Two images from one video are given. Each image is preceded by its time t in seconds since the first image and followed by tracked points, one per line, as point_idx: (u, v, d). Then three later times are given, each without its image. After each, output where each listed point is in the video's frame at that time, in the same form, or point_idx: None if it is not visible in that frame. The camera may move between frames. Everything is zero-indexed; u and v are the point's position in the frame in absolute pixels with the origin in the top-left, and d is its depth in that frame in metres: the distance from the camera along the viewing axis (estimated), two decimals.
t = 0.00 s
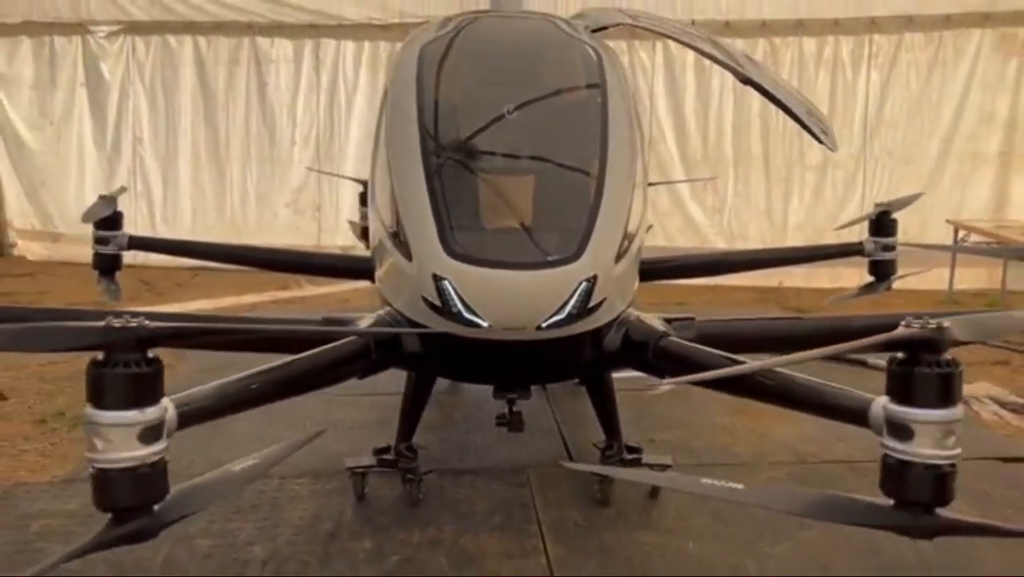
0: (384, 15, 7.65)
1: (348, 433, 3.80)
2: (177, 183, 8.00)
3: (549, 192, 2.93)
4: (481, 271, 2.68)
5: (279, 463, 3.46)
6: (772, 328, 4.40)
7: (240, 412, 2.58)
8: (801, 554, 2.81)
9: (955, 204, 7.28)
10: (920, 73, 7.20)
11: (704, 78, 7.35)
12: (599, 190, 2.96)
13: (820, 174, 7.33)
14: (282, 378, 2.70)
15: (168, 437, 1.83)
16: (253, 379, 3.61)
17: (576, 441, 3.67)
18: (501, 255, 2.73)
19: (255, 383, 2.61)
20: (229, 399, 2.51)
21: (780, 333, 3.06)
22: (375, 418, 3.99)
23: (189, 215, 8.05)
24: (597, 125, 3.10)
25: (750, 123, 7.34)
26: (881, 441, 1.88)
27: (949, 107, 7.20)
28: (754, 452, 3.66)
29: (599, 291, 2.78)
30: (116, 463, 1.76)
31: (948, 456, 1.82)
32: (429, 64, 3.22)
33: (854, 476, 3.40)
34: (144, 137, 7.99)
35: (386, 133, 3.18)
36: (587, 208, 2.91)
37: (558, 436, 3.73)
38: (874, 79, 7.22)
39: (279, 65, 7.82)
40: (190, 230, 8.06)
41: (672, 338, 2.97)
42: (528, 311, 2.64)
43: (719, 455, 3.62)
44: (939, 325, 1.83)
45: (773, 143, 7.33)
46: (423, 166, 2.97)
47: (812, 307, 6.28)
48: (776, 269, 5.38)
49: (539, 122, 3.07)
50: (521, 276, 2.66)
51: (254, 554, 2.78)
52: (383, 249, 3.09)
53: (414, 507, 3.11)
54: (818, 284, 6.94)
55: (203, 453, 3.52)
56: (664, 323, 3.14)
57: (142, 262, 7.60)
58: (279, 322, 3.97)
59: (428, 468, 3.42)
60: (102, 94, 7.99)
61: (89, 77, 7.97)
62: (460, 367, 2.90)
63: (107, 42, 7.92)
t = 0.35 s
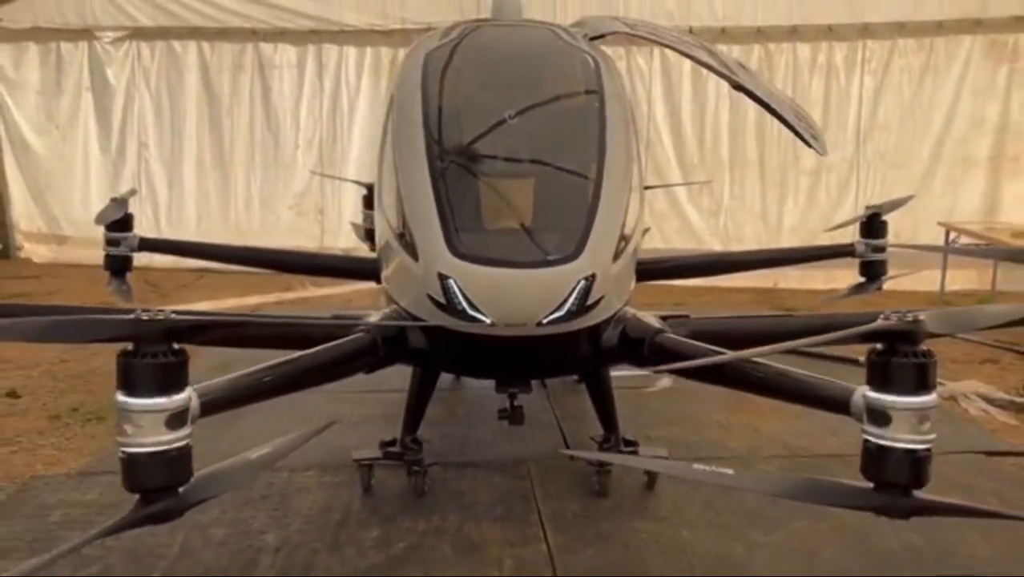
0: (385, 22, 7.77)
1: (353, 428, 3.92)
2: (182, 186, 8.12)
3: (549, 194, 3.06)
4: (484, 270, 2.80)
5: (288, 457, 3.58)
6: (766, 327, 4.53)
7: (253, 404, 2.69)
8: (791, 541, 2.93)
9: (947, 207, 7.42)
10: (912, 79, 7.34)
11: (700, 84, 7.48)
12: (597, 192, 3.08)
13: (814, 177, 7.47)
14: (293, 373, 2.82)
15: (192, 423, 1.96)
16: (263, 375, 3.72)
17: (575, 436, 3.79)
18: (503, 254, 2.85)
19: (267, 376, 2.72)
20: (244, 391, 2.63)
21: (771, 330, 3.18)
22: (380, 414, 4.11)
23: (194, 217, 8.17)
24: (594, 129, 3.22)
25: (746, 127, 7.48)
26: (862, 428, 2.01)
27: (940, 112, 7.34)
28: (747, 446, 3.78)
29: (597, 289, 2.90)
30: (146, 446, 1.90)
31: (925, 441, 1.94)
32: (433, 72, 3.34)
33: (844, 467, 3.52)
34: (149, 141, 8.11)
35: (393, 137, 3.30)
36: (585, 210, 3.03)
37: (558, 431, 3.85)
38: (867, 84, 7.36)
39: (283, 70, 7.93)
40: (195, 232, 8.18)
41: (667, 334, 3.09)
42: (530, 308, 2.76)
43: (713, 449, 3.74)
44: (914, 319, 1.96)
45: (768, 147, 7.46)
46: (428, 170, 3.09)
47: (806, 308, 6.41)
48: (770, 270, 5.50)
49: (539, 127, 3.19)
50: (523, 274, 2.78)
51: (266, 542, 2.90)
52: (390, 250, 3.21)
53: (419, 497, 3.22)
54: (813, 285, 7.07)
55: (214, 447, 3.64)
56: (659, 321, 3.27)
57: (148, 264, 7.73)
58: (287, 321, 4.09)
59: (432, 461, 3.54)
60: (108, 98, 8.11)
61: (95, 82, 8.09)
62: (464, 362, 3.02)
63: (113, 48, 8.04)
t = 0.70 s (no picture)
0: (385, 27, 7.86)
1: (355, 426, 4.01)
2: (185, 189, 8.22)
3: (546, 198, 3.14)
4: (483, 272, 2.89)
5: (291, 455, 3.67)
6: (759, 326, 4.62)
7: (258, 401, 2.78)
8: (780, 535, 3.02)
9: (940, 209, 7.53)
10: (906, 83, 7.44)
11: (696, 88, 7.58)
12: (593, 196, 3.17)
13: (809, 180, 7.57)
14: (296, 372, 2.90)
15: (204, 418, 2.07)
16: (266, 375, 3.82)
17: (571, 433, 3.89)
18: (501, 256, 2.95)
19: (272, 374, 2.81)
20: (249, 389, 2.72)
21: (762, 330, 3.28)
22: (381, 412, 4.21)
23: (196, 220, 8.27)
24: (590, 135, 3.32)
25: (742, 130, 7.58)
26: (843, 422, 2.10)
27: (934, 116, 7.45)
28: (739, 443, 3.87)
29: (592, 291, 2.99)
30: (160, 441, 2.00)
31: (903, 435, 2.03)
32: (433, 79, 3.44)
33: (833, 463, 3.62)
34: (152, 144, 8.21)
35: (394, 143, 3.40)
36: (581, 213, 3.13)
37: (555, 429, 3.94)
38: (861, 89, 7.46)
39: (284, 74, 8.02)
40: (198, 235, 8.28)
41: (660, 334, 3.18)
42: (527, 307, 2.86)
43: (707, 446, 3.83)
44: (894, 318, 2.05)
45: (764, 151, 7.58)
46: (429, 174, 3.18)
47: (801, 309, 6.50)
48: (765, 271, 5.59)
49: (536, 133, 3.28)
50: (520, 276, 2.88)
51: (271, 536, 2.98)
52: (391, 251, 3.31)
53: (420, 493, 3.31)
54: (808, 286, 7.16)
55: (219, 443, 3.73)
56: (653, 321, 3.37)
57: (153, 266, 7.83)
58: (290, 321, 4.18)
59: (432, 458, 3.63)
60: (111, 102, 8.20)
61: (99, 86, 8.18)
62: (464, 360, 3.12)
63: (116, 52, 8.13)
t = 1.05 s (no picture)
0: (386, 30, 7.94)
1: (356, 421, 4.11)
2: (188, 191, 8.32)
3: (542, 200, 3.24)
4: (481, 270, 2.99)
5: (294, 449, 3.77)
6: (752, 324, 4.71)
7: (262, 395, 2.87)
8: (770, 525, 3.12)
9: (933, 209, 7.64)
10: (899, 85, 7.55)
11: (693, 90, 7.67)
12: (588, 197, 3.27)
13: (804, 181, 7.68)
14: (299, 367, 2.99)
15: (213, 409, 2.17)
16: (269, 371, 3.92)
17: (568, 428, 3.99)
18: (498, 255, 3.04)
19: (275, 369, 2.90)
20: (254, 384, 2.81)
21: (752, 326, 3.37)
22: (381, 407, 4.30)
23: (199, 221, 8.37)
24: (585, 138, 3.41)
25: (739, 132, 7.68)
26: (824, 413, 2.19)
27: (927, 118, 7.56)
28: (732, 437, 3.97)
29: (586, 289, 3.09)
30: (173, 431, 2.11)
31: (880, 425, 2.13)
32: (433, 82, 3.53)
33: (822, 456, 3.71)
34: (155, 147, 8.31)
35: (394, 145, 3.49)
36: (575, 214, 3.22)
37: (551, 424, 4.04)
38: (855, 91, 7.57)
39: (286, 77, 8.12)
40: (201, 235, 8.38)
41: (653, 330, 3.27)
42: (523, 304, 2.95)
43: (700, 440, 3.93)
44: (872, 313, 2.13)
45: (759, 153, 7.69)
46: (428, 175, 3.28)
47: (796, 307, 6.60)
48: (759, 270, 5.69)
49: (532, 135, 3.38)
50: (516, 274, 2.97)
51: (276, 526, 3.08)
52: (391, 250, 3.40)
53: (420, 486, 3.41)
54: (803, 286, 7.26)
55: (223, 438, 3.82)
56: (646, 318, 3.47)
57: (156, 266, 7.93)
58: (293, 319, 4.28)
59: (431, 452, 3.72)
60: (115, 105, 8.30)
61: (102, 89, 8.27)
62: (462, 356, 3.21)
63: (120, 55, 8.22)
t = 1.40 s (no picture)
0: (387, 30, 8.00)
1: (357, 417, 4.16)
2: (190, 190, 8.38)
3: (541, 199, 3.30)
4: (480, 267, 3.04)
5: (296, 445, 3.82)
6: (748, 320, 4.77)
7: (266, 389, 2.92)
8: (764, 517, 3.17)
9: (930, 208, 7.69)
10: (896, 85, 7.60)
11: (692, 90, 7.72)
12: (586, 196, 3.32)
13: (801, 180, 7.73)
14: (302, 362, 3.05)
15: (218, 402, 2.23)
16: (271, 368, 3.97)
17: (566, 423, 4.04)
18: (497, 253, 3.09)
19: (278, 364, 2.96)
20: (258, 379, 2.87)
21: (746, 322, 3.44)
22: (382, 403, 4.36)
23: (201, 220, 8.43)
24: (583, 137, 3.47)
25: (737, 132, 7.74)
26: (815, 405, 2.25)
27: (923, 117, 7.61)
28: (728, 433, 4.03)
29: (584, 285, 3.14)
30: (180, 423, 2.17)
31: (869, 416, 2.18)
32: (434, 82, 3.59)
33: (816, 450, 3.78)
34: (158, 147, 8.37)
35: (395, 144, 3.55)
36: (573, 212, 3.27)
37: (550, 419, 4.10)
38: (852, 92, 7.62)
39: (287, 78, 8.19)
40: (203, 234, 8.43)
41: (650, 327, 3.34)
42: (522, 300, 3.01)
43: (696, 435, 3.99)
44: (861, 308, 2.20)
45: (756, 153, 7.74)
46: (428, 174, 3.34)
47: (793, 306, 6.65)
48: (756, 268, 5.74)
49: (531, 135, 3.43)
50: (515, 271, 3.03)
51: (279, 519, 3.14)
52: (392, 248, 3.45)
53: (420, 480, 3.47)
54: (800, 285, 7.32)
55: (226, 434, 3.88)
56: (643, 314, 3.53)
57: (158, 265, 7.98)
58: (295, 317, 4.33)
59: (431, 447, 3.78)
60: (118, 106, 8.36)
61: (105, 90, 8.33)
62: (462, 351, 3.26)
63: (123, 56, 8.27)
